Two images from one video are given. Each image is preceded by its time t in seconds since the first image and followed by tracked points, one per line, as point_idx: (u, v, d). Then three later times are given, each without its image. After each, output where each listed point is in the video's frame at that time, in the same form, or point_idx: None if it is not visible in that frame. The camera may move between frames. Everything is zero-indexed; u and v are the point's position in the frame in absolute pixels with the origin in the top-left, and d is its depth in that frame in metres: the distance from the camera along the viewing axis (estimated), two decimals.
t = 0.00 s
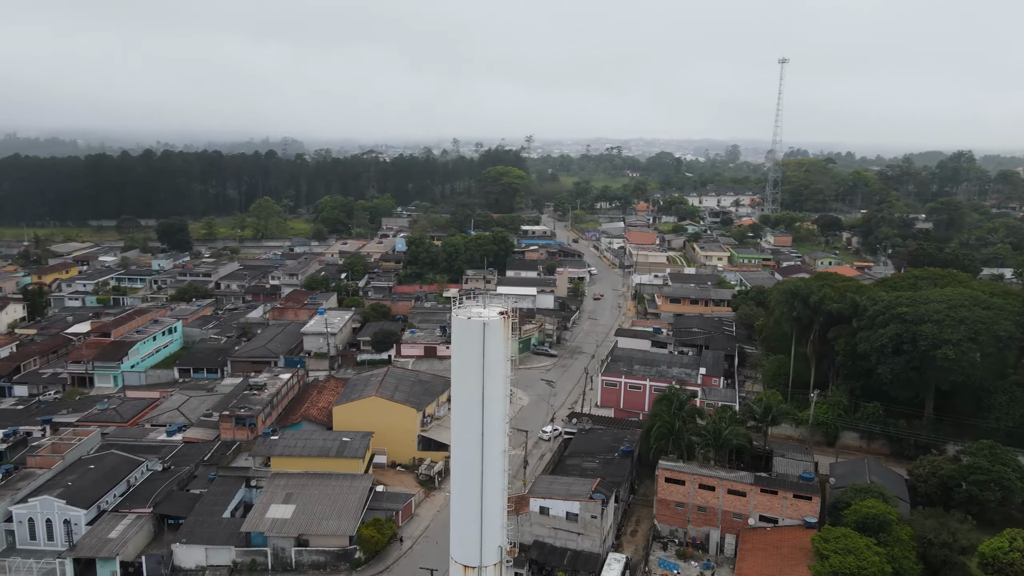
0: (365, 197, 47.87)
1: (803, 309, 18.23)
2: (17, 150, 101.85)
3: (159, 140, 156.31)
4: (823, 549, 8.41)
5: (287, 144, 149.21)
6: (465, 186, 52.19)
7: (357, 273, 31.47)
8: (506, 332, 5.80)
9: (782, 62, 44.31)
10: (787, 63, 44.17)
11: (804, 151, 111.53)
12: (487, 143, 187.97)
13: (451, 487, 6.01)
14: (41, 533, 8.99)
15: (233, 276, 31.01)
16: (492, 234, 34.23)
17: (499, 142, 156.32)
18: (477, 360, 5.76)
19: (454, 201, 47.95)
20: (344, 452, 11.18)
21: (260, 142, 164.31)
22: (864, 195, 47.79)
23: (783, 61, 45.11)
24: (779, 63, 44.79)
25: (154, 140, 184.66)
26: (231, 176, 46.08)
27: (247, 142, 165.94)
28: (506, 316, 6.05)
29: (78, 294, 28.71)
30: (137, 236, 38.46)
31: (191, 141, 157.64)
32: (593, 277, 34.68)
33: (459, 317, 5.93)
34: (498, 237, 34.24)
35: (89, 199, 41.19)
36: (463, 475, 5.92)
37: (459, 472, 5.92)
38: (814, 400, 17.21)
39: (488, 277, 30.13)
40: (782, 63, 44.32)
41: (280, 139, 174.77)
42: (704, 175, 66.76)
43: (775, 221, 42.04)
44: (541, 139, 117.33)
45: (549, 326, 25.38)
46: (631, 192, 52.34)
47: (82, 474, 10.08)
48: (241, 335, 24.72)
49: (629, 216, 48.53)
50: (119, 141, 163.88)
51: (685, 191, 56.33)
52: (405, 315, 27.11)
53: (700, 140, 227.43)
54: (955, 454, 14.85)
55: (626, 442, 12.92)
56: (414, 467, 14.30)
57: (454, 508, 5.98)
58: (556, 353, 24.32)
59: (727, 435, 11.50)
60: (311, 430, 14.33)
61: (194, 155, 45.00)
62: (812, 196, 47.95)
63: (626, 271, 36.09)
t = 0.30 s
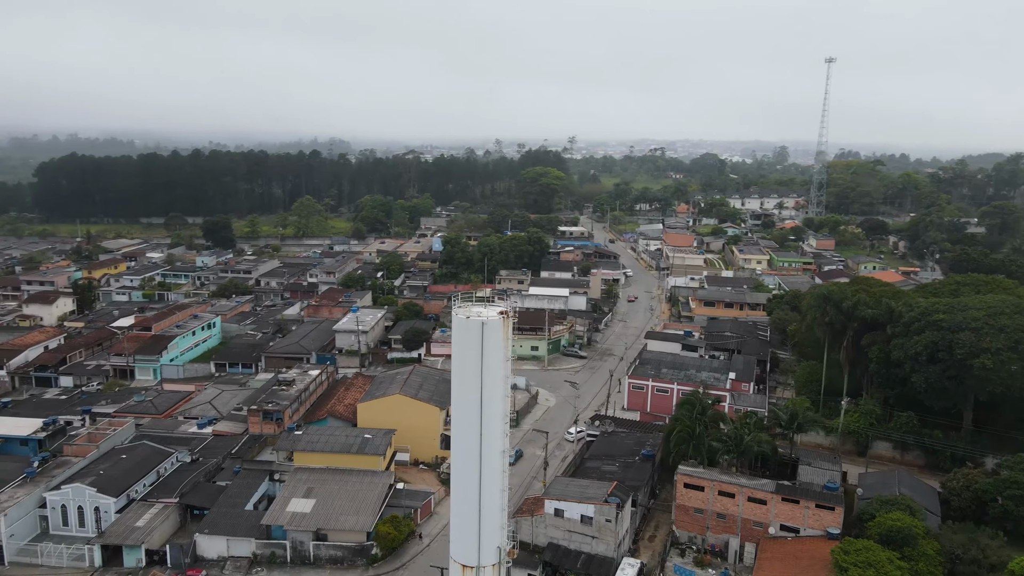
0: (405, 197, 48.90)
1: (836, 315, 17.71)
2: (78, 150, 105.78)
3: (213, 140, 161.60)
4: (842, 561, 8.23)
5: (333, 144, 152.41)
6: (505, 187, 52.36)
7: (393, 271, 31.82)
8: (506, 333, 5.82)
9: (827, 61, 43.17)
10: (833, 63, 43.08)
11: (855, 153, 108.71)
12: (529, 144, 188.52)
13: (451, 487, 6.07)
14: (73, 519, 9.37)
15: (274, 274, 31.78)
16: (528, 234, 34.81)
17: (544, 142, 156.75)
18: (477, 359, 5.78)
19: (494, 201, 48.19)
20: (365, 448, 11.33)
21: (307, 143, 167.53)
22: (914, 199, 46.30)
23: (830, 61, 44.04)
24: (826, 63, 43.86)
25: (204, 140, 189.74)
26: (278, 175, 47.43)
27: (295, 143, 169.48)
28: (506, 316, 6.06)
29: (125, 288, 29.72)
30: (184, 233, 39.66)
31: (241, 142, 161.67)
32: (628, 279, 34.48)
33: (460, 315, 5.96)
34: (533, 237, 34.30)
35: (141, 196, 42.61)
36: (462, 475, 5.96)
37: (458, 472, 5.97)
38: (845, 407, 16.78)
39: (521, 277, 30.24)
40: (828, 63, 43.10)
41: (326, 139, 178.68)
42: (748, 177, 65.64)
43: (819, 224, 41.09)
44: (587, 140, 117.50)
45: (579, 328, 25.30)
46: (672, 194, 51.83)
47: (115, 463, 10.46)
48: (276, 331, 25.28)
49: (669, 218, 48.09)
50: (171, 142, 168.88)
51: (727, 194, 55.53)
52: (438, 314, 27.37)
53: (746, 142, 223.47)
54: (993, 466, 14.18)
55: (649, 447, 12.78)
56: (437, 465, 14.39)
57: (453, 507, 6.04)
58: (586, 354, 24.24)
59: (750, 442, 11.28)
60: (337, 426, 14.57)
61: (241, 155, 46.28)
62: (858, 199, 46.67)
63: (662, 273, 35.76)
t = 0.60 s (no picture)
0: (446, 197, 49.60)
1: (870, 321, 17.20)
2: (135, 150, 109.59)
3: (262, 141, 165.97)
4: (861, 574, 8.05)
5: (379, 144, 154.99)
6: (546, 188, 52.24)
7: (429, 271, 32.12)
8: (505, 333, 5.88)
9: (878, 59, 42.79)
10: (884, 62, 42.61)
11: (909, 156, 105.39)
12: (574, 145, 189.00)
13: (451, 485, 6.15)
14: (103, 507, 9.74)
15: (312, 272, 32.43)
16: (564, 235, 34.66)
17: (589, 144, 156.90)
18: (475, 358, 5.85)
19: (533, 201, 48.19)
20: (386, 446, 11.48)
21: (353, 143, 170.06)
22: (968, 202, 44.60)
23: (879, 60, 42.78)
24: (876, 61, 42.73)
25: (252, 140, 194.43)
26: (322, 174, 48.48)
27: (341, 143, 172.35)
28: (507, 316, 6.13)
29: (170, 284, 30.69)
30: (228, 231, 40.79)
31: (288, 142, 165.16)
32: (664, 281, 34.15)
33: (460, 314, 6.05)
34: (569, 238, 34.22)
35: (189, 194, 43.89)
36: (461, 474, 6.04)
37: (458, 471, 6.05)
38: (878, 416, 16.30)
39: (554, 278, 30.21)
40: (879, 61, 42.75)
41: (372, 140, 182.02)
42: (795, 179, 64.20)
43: (865, 228, 39.97)
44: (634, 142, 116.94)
45: (610, 330, 25.14)
46: (713, 196, 51.11)
47: (145, 454, 10.83)
48: (310, 329, 25.80)
49: (709, 220, 47.41)
50: (222, 142, 173.76)
51: (771, 196, 54.43)
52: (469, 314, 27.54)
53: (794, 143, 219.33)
54: None
55: (671, 452, 12.63)
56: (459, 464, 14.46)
57: (452, 506, 6.12)
58: (616, 357, 24.07)
59: (772, 449, 11.06)
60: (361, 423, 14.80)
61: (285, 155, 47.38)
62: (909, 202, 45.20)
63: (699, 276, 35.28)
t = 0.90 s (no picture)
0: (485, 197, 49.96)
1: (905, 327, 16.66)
2: (188, 150, 112.98)
3: (309, 141, 169.98)
4: None
5: (423, 144, 157.14)
6: (586, 188, 52.08)
7: (465, 271, 32.35)
8: (504, 332, 5.92)
9: (929, 57, 41.73)
10: (936, 59, 41.35)
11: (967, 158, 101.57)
12: (615, 146, 188.14)
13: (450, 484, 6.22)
14: (133, 496, 10.09)
15: (350, 271, 32.99)
16: (600, 236, 34.28)
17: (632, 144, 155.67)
18: (474, 357, 5.92)
19: (572, 203, 48.11)
20: (407, 443, 11.63)
21: (398, 143, 172.97)
22: None
23: (930, 58, 41.39)
24: (927, 59, 41.40)
25: (297, 140, 198.32)
26: (364, 174, 49.36)
27: (386, 143, 174.73)
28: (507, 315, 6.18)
29: (213, 280, 31.60)
30: (270, 229, 41.78)
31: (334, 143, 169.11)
32: (701, 284, 33.73)
33: (461, 313, 6.12)
34: (605, 239, 34.14)
35: (236, 194, 45.08)
36: (460, 473, 6.10)
37: (457, 470, 6.11)
38: (912, 426, 15.81)
39: (588, 280, 30.22)
40: (930, 59, 41.69)
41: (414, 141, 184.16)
42: (843, 181, 62.54)
43: (914, 232, 38.73)
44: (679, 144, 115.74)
45: (641, 332, 24.94)
46: (756, 198, 50.25)
47: (175, 445, 11.19)
48: (344, 326, 26.24)
49: (750, 222, 46.62)
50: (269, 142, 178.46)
51: (817, 197, 53.14)
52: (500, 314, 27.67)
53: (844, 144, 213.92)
54: None
55: (693, 457, 12.49)
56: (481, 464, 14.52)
57: (451, 504, 6.19)
58: (646, 359, 23.86)
59: (796, 457, 10.85)
60: (386, 420, 15.01)
61: (328, 154, 48.34)
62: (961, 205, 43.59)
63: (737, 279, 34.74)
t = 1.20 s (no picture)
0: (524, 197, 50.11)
1: (943, 335, 16.06)
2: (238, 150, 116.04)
3: (356, 141, 173.49)
4: None
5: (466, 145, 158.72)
6: (626, 189, 51.76)
7: (500, 271, 32.52)
8: (502, 332, 6.00)
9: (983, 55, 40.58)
10: (992, 57, 40.16)
11: None
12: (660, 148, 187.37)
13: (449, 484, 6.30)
14: (161, 486, 10.45)
15: (386, 269, 33.46)
16: (636, 237, 33.54)
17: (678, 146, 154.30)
18: (473, 357, 6.01)
19: (611, 204, 47.88)
20: (428, 441, 11.77)
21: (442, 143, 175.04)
22: None
23: (985, 55, 39.89)
24: (984, 57, 40.11)
25: (341, 139, 201.50)
26: (405, 174, 50.09)
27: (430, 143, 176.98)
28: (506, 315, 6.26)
29: (254, 277, 32.40)
30: (312, 227, 42.64)
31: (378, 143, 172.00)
32: (739, 287, 33.22)
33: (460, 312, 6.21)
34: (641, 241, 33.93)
35: (280, 194, 46.29)
36: (459, 473, 6.18)
37: (456, 470, 6.19)
38: (948, 437, 15.27)
39: (621, 282, 30.06)
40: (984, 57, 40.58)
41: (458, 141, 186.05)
42: (895, 183, 60.67)
43: (967, 237, 37.35)
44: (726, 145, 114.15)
45: (672, 335, 24.68)
46: (800, 201, 49.20)
47: (204, 438, 11.54)
48: (378, 324, 26.62)
49: (793, 224, 45.67)
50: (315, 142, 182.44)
51: (865, 200, 51.71)
52: (532, 314, 27.71)
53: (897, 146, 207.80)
54: None
55: (715, 463, 12.34)
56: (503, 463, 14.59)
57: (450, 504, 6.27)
58: (677, 363, 23.59)
59: (819, 466, 10.63)
60: (411, 418, 15.19)
61: (370, 154, 49.15)
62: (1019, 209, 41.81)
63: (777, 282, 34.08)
